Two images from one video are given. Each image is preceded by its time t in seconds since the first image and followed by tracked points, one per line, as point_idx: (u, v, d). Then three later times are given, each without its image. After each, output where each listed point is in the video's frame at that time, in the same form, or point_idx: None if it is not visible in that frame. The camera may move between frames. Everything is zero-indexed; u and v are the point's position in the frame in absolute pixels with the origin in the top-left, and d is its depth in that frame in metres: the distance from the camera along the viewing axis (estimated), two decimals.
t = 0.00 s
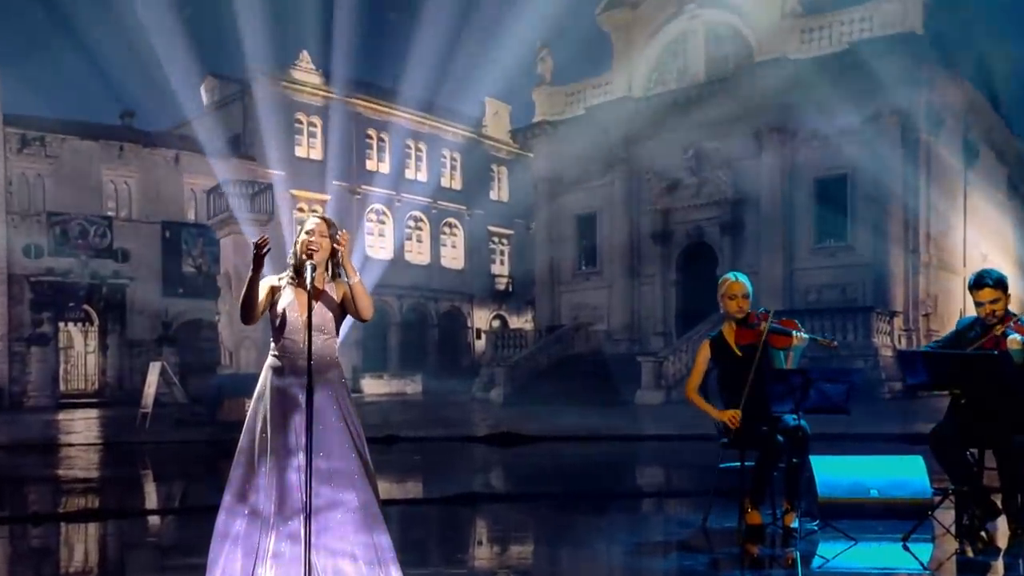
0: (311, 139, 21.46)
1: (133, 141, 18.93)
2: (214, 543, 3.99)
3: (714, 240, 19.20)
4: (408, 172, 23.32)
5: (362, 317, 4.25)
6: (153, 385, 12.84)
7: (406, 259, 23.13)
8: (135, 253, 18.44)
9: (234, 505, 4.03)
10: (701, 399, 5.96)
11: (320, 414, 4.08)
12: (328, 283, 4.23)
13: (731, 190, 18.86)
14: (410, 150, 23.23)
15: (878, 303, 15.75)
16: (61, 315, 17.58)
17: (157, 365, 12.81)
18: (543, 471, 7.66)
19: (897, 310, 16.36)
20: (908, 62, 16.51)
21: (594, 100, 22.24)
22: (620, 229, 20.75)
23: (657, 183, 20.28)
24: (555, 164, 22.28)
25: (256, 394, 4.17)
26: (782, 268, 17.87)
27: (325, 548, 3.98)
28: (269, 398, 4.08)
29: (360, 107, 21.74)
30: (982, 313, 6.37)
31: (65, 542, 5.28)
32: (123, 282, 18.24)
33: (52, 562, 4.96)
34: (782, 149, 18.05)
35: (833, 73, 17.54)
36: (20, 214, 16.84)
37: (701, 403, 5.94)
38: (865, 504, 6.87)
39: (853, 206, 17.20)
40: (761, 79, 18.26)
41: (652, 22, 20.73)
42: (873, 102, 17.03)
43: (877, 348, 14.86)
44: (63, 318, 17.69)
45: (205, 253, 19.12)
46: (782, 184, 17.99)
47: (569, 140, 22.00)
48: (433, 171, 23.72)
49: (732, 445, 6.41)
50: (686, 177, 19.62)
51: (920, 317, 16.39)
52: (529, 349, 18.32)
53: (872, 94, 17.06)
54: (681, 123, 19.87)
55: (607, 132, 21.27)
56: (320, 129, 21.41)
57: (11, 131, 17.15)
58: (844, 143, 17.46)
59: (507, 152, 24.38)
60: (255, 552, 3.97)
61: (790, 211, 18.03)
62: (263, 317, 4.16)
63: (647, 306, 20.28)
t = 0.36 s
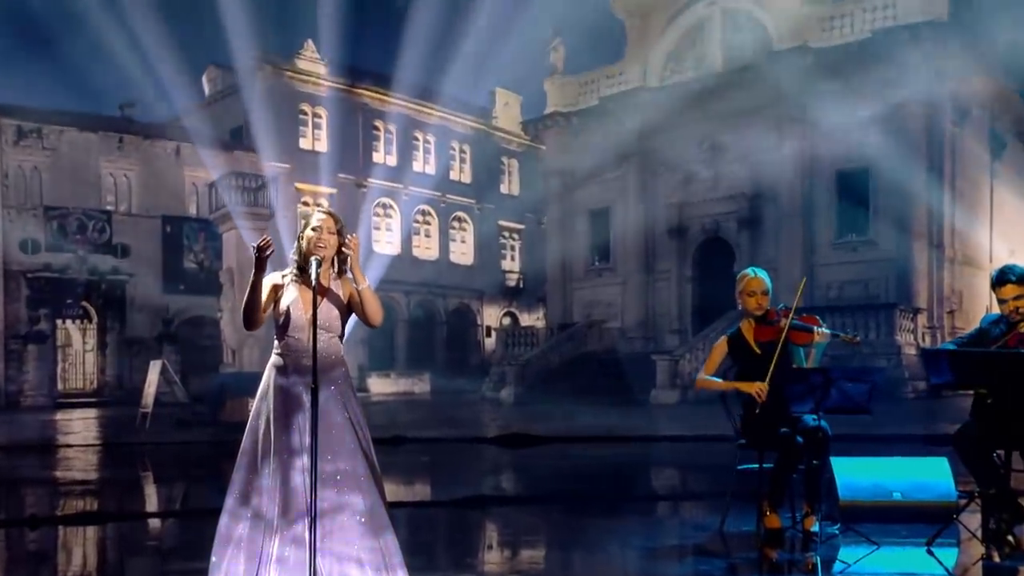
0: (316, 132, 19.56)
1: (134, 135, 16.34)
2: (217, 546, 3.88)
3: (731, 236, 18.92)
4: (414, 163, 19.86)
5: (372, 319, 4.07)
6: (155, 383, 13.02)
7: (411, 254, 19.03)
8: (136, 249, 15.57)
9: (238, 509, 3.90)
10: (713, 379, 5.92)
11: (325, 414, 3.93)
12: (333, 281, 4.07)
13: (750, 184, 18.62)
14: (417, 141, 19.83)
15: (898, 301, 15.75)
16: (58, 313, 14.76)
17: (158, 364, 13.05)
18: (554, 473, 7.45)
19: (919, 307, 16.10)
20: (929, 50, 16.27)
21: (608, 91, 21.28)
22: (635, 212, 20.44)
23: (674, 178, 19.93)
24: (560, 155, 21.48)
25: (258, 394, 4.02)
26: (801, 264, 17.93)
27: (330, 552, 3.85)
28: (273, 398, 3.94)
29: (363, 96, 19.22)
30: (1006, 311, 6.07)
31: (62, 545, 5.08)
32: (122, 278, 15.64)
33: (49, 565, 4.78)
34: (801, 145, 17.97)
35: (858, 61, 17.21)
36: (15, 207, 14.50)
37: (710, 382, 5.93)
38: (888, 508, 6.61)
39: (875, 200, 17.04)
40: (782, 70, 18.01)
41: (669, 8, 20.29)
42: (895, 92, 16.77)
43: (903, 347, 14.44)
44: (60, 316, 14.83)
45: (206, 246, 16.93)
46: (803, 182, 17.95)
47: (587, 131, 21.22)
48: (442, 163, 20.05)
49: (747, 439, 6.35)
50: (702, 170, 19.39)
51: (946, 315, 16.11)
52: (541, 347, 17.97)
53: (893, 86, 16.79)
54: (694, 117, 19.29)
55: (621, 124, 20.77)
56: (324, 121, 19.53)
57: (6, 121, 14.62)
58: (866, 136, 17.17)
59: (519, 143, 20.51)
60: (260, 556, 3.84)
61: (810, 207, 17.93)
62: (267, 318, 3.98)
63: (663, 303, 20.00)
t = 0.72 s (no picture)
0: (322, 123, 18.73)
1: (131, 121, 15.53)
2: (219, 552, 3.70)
3: (751, 230, 18.29)
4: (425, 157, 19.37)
5: (382, 316, 3.88)
6: (155, 384, 12.67)
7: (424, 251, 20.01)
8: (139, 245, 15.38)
9: (242, 512, 3.74)
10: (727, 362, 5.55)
11: (333, 414, 3.76)
12: (341, 276, 3.89)
13: (771, 176, 17.76)
14: (426, 133, 19.28)
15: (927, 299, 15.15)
16: (58, 310, 15.06)
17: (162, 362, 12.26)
18: (569, 476, 7.23)
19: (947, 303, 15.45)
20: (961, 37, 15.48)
21: (623, 81, 21.30)
22: (652, 214, 19.88)
23: (691, 171, 19.46)
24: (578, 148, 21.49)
25: (263, 395, 3.86)
26: (826, 258, 16.89)
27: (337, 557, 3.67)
28: (278, 398, 3.77)
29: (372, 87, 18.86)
30: None
31: (61, 550, 4.87)
32: (124, 275, 15.50)
33: (46, 570, 4.58)
34: (825, 134, 17.00)
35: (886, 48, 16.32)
36: (14, 201, 14.09)
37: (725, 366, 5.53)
38: (913, 511, 6.38)
39: (899, 191, 16.07)
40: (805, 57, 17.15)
41: None
42: (917, 84, 15.95)
43: (929, 346, 14.07)
44: (59, 314, 15.09)
45: (211, 243, 16.41)
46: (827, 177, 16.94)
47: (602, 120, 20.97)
48: (453, 154, 19.56)
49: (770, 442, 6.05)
50: (721, 163, 18.83)
51: (976, 309, 15.63)
52: (555, 345, 18.06)
53: (912, 78, 16.03)
54: (715, 103, 18.85)
55: (639, 117, 20.41)
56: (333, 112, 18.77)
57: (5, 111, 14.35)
58: (891, 125, 16.22)
59: (531, 136, 20.50)
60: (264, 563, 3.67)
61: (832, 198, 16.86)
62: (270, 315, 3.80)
63: (681, 303, 19.45)
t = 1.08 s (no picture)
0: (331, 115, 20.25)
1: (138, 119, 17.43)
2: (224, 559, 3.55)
3: (773, 226, 17.97)
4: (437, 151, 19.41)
5: (392, 312, 3.70)
6: (159, 385, 12.32)
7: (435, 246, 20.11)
8: (139, 241, 16.77)
9: (248, 517, 3.57)
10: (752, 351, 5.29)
11: (341, 415, 3.58)
12: (349, 273, 3.69)
13: (793, 171, 17.60)
14: (435, 126, 19.00)
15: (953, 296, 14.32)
16: (59, 308, 16.46)
17: (163, 362, 12.38)
18: (584, 479, 7.02)
19: (975, 302, 14.43)
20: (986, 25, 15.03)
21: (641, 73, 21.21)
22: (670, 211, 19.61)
23: (711, 163, 19.08)
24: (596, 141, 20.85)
25: (271, 395, 3.69)
26: (849, 262, 16.76)
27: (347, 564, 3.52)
28: (287, 399, 3.60)
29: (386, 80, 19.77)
30: None
31: (61, 554, 4.67)
32: (126, 271, 17.00)
33: None
34: (849, 126, 16.74)
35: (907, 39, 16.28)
36: (14, 196, 15.27)
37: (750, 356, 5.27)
38: (940, 516, 6.10)
39: (927, 182, 15.63)
40: (828, 45, 17.25)
41: None
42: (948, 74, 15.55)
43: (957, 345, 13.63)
44: (60, 311, 16.48)
45: (214, 237, 17.99)
46: (850, 171, 16.71)
47: (618, 111, 20.76)
48: (465, 149, 19.15)
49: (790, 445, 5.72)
50: (742, 155, 18.34)
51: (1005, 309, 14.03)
52: (570, 345, 17.27)
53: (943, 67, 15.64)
54: (733, 98, 18.56)
55: (658, 108, 20.17)
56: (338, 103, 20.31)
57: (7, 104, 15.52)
58: (916, 118, 15.90)
59: (547, 127, 19.67)
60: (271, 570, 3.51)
61: (857, 195, 16.65)
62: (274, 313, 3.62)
63: (699, 299, 19.06)
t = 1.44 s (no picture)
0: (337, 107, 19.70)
1: (137, 110, 17.70)
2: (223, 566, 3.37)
3: (794, 224, 17.02)
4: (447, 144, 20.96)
5: (399, 318, 3.52)
6: (159, 386, 11.70)
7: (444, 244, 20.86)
8: (139, 237, 17.77)
9: (250, 524, 3.40)
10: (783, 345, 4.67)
11: (348, 417, 3.41)
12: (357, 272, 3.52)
13: (814, 164, 16.74)
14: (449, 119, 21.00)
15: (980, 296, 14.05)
16: (58, 307, 16.83)
17: (164, 363, 11.59)
18: (599, 483, 6.79)
19: (1003, 301, 14.15)
20: (1014, 13, 14.52)
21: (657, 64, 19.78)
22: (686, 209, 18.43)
23: (731, 158, 18.01)
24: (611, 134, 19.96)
25: (276, 396, 3.51)
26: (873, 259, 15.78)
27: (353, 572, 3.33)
28: (291, 400, 3.43)
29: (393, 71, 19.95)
30: None
31: (58, 562, 4.48)
32: (126, 268, 17.57)
33: None
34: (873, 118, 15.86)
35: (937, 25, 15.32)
36: (11, 190, 16.40)
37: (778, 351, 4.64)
38: (966, 521, 5.84)
39: (954, 180, 14.91)
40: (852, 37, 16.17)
41: None
42: (979, 62, 14.77)
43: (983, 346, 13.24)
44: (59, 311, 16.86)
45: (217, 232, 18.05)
46: (873, 166, 15.85)
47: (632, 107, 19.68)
48: (475, 143, 21.31)
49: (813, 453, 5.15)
50: (762, 150, 17.49)
51: None
52: (583, 345, 16.92)
53: (975, 55, 14.84)
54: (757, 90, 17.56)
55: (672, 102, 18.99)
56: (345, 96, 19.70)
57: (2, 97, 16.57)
58: (945, 110, 15.21)
59: (559, 121, 21.94)
60: None
61: (882, 189, 15.79)
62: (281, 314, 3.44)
63: (718, 296, 17.95)
